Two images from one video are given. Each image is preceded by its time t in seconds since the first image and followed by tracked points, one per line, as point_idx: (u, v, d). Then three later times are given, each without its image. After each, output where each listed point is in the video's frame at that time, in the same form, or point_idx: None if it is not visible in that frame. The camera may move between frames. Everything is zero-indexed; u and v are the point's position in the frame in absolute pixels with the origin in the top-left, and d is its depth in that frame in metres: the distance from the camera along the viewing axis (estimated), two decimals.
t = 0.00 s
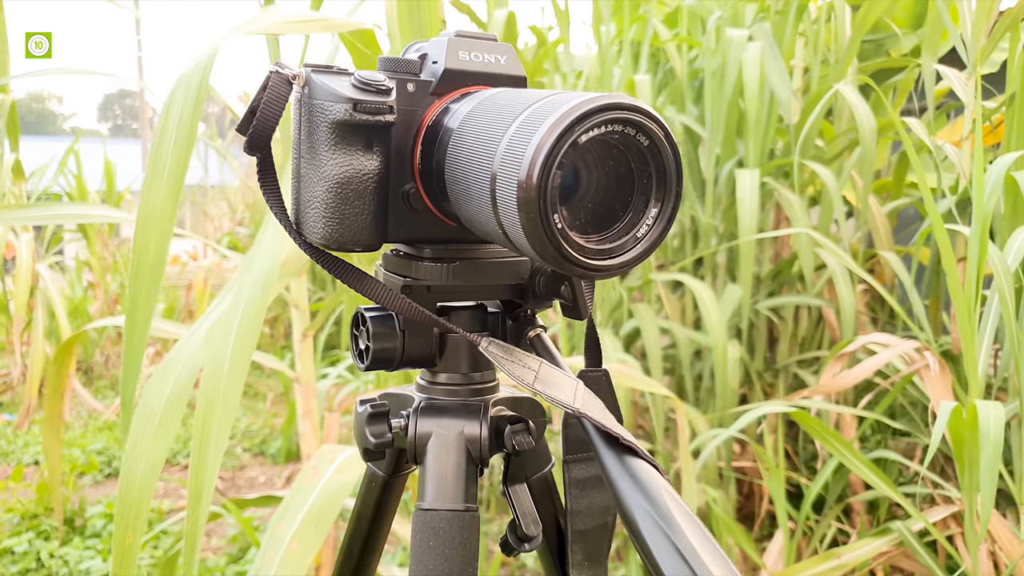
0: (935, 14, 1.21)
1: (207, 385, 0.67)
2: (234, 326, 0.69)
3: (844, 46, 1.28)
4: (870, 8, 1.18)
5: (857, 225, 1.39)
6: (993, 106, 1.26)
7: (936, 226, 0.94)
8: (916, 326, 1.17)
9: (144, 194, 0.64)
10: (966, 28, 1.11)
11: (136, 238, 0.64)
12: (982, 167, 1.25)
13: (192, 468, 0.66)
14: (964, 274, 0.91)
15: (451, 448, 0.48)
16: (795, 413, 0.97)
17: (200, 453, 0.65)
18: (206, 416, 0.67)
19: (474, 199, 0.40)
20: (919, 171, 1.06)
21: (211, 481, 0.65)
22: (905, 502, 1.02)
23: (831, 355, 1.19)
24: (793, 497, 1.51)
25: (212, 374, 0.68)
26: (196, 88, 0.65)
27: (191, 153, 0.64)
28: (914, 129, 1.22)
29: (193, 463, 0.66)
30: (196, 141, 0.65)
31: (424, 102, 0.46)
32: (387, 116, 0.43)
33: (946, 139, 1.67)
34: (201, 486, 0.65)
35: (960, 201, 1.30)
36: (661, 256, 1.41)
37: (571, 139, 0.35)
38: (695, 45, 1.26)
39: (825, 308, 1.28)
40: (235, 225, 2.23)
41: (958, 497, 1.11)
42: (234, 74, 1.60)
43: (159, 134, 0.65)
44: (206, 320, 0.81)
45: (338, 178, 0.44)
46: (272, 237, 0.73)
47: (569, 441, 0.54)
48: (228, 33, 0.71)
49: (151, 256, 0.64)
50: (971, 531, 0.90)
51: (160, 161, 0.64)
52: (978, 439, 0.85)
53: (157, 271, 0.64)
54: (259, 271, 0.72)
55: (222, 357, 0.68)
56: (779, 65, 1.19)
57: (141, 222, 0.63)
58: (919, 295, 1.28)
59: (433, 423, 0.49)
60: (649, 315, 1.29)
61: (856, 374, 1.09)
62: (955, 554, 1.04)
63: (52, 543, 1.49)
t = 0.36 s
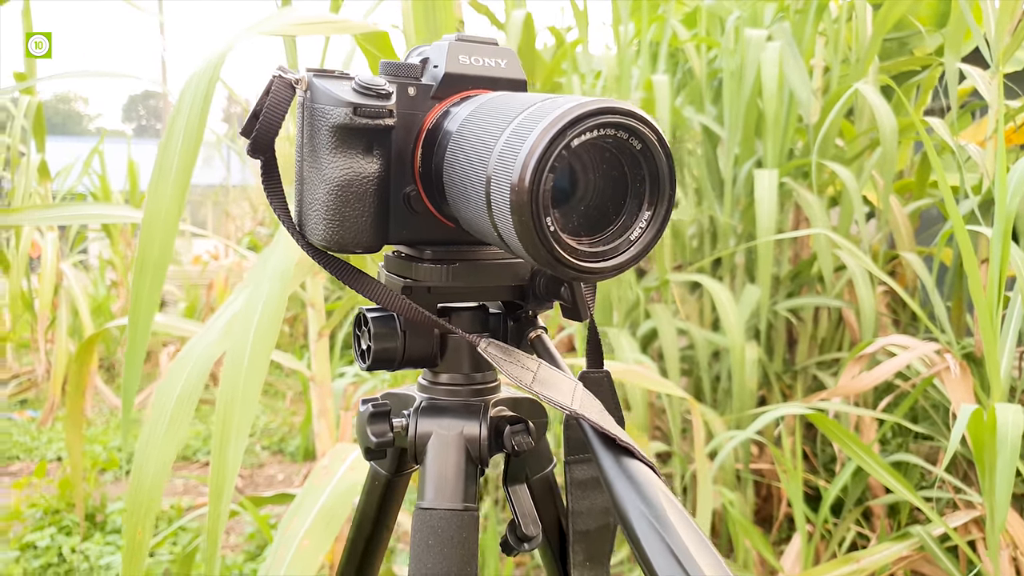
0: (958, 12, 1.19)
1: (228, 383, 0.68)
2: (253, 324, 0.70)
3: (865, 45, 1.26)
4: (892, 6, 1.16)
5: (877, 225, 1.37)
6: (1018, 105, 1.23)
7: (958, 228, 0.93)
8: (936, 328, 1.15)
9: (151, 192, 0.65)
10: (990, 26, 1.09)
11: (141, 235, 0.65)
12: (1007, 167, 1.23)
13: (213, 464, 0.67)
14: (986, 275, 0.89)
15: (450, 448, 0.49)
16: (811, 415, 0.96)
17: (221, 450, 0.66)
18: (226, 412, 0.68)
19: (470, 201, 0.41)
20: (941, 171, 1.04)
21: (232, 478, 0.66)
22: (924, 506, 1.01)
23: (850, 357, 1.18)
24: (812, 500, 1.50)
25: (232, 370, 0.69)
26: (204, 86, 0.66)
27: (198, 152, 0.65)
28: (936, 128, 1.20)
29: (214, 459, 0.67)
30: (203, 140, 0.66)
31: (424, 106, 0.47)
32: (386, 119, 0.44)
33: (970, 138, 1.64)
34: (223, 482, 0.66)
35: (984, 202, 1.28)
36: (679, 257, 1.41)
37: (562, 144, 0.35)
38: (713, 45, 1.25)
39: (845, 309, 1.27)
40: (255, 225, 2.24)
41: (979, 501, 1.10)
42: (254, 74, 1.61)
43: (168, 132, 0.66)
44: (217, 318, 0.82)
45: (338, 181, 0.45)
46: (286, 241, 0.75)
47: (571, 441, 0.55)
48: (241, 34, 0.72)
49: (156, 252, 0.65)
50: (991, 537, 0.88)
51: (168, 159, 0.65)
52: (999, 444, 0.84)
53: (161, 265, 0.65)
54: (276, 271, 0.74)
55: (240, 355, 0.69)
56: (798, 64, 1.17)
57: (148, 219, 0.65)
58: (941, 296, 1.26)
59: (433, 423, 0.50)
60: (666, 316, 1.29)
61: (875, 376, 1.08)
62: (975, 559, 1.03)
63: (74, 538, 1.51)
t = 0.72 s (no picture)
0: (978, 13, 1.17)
1: (242, 383, 0.69)
2: (269, 323, 0.71)
3: (883, 47, 1.25)
4: (910, 7, 1.15)
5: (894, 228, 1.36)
6: None
7: (974, 231, 0.92)
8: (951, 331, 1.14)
9: (169, 191, 0.65)
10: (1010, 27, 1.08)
11: (161, 234, 0.66)
12: None
13: (227, 465, 0.67)
14: (1004, 278, 0.88)
15: (449, 442, 0.49)
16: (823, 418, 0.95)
17: (235, 450, 0.66)
18: (240, 412, 0.68)
19: (467, 198, 0.41)
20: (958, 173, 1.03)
21: (246, 480, 0.66)
22: (937, 510, 1.00)
23: (863, 359, 1.17)
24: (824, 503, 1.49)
25: (247, 370, 0.69)
26: (222, 87, 0.67)
27: (215, 152, 0.66)
28: (954, 130, 1.18)
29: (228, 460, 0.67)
30: (220, 140, 0.67)
31: (426, 104, 0.48)
32: (387, 118, 0.45)
33: (989, 141, 1.62)
34: (236, 482, 0.66)
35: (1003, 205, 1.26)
36: (693, 258, 1.40)
37: (556, 141, 0.36)
38: (728, 46, 1.24)
39: (860, 311, 1.26)
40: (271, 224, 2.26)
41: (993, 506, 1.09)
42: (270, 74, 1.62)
43: (187, 131, 0.67)
44: (225, 316, 0.83)
45: (339, 178, 0.46)
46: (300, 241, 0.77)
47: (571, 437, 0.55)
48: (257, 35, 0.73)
49: (176, 252, 0.66)
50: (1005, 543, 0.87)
51: (186, 158, 0.66)
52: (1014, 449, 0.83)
53: (181, 263, 0.65)
54: (290, 271, 0.75)
55: (256, 349, 0.71)
56: (814, 65, 1.17)
57: (167, 217, 0.65)
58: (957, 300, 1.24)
59: (432, 417, 0.50)
60: (679, 317, 1.28)
61: (889, 379, 1.06)
62: (989, 565, 1.01)
63: (88, 533, 1.53)
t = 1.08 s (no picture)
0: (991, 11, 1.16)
1: (238, 380, 0.70)
2: (264, 323, 0.72)
3: (894, 46, 1.25)
4: (922, 6, 1.14)
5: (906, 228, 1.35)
6: None
7: (987, 232, 0.91)
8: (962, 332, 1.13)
9: (182, 195, 0.66)
10: None
11: (175, 237, 0.66)
12: None
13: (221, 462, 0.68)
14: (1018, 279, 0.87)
15: (441, 440, 0.50)
16: (832, 419, 0.94)
17: (229, 447, 0.67)
18: (236, 411, 0.69)
19: (456, 199, 0.42)
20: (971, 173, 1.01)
21: (239, 476, 0.67)
22: (947, 512, 0.99)
23: (873, 360, 1.16)
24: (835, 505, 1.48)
25: (242, 368, 0.70)
26: (233, 90, 0.68)
27: (227, 155, 0.66)
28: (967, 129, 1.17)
29: (222, 458, 0.68)
30: (231, 142, 0.67)
31: (419, 107, 0.48)
32: (379, 120, 0.46)
33: (1003, 141, 1.61)
34: (230, 480, 0.67)
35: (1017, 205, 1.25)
36: (703, 259, 1.40)
37: (541, 144, 0.37)
38: (738, 46, 1.24)
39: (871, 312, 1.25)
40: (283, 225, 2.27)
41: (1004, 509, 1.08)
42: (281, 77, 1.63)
43: (199, 134, 0.67)
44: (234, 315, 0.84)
45: (332, 180, 0.46)
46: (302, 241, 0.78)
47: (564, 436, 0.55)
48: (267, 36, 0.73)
49: (189, 254, 0.66)
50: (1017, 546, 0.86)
51: (198, 160, 0.67)
52: None
53: (195, 264, 0.66)
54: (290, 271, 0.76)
55: (253, 349, 0.71)
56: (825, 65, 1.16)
57: (181, 220, 0.66)
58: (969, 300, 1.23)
59: (426, 416, 0.51)
60: (689, 318, 1.28)
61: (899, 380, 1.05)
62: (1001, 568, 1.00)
63: (101, 531, 1.54)
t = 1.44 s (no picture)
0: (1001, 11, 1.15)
1: (235, 380, 0.70)
2: (263, 324, 0.73)
3: (903, 46, 1.24)
4: (930, 6, 1.13)
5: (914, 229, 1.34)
6: None
7: (995, 235, 0.90)
8: (971, 335, 1.12)
9: (178, 193, 0.66)
10: None
11: (170, 236, 0.67)
12: None
13: (219, 461, 0.68)
14: None
15: (432, 442, 0.50)
16: (837, 422, 0.93)
17: (227, 446, 0.68)
18: (233, 411, 0.69)
19: (443, 201, 0.42)
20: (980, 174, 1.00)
21: (236, 475, 0.67)
22: (954, 515, 0.98)
23: (880, 363, 1.15)
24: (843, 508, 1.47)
25: (240, 368, 0.71)
26: (231, 90, 0.68)
27: (224, 155, 0.67)
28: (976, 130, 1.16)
29: (220, 458, 0.68)
30: (230, 142, 0.67)
31: (410, 108, 0.49)
32: (368, 122, 0.46)
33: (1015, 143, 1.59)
34: (226, 480, 0.68)
35: None
36: (710, 260, 1.39)
37: (525, 145, 0.37)
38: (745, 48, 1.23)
39: (880, 314, 1.24)
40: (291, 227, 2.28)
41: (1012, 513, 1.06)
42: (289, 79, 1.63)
43: (196, 133, 0.67)
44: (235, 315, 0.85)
45: (322, 181, 0.47)
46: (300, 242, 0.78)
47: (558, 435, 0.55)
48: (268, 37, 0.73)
49: (186, 253, 0.67)
50: None
51: (196, 158, 0.67)
52: None
53: (190, 263, 0.67)
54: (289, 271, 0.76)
55: (251, 349, 0.71)
56: (832, 66, 1.15)
57: (177, 218, 0.67)
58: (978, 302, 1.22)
59: (417, 417, 0.51)
60: (695, 320, 1.28)
61: (906, 382, 1.04)
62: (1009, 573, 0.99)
63: (108, 530, 1.55)
